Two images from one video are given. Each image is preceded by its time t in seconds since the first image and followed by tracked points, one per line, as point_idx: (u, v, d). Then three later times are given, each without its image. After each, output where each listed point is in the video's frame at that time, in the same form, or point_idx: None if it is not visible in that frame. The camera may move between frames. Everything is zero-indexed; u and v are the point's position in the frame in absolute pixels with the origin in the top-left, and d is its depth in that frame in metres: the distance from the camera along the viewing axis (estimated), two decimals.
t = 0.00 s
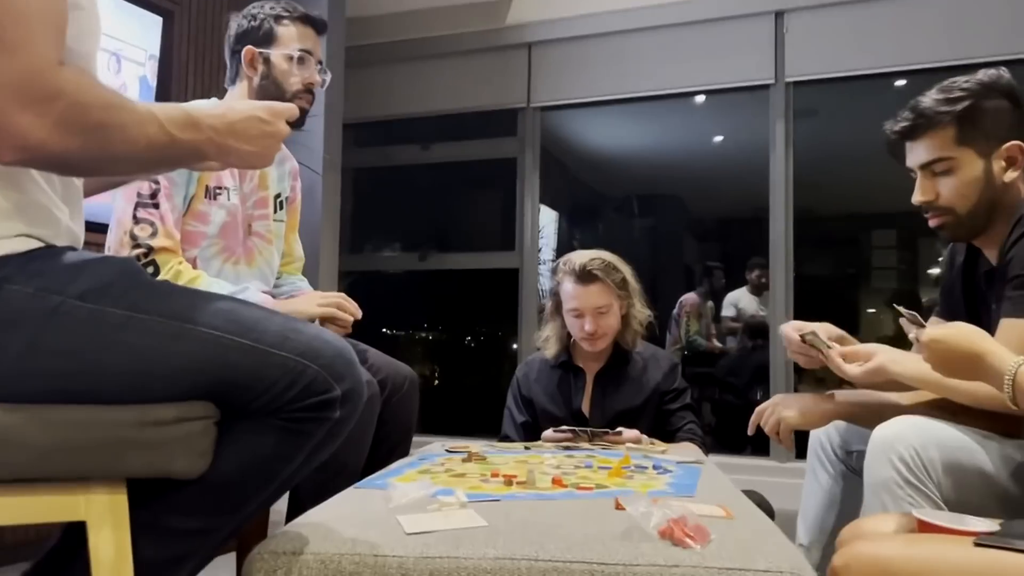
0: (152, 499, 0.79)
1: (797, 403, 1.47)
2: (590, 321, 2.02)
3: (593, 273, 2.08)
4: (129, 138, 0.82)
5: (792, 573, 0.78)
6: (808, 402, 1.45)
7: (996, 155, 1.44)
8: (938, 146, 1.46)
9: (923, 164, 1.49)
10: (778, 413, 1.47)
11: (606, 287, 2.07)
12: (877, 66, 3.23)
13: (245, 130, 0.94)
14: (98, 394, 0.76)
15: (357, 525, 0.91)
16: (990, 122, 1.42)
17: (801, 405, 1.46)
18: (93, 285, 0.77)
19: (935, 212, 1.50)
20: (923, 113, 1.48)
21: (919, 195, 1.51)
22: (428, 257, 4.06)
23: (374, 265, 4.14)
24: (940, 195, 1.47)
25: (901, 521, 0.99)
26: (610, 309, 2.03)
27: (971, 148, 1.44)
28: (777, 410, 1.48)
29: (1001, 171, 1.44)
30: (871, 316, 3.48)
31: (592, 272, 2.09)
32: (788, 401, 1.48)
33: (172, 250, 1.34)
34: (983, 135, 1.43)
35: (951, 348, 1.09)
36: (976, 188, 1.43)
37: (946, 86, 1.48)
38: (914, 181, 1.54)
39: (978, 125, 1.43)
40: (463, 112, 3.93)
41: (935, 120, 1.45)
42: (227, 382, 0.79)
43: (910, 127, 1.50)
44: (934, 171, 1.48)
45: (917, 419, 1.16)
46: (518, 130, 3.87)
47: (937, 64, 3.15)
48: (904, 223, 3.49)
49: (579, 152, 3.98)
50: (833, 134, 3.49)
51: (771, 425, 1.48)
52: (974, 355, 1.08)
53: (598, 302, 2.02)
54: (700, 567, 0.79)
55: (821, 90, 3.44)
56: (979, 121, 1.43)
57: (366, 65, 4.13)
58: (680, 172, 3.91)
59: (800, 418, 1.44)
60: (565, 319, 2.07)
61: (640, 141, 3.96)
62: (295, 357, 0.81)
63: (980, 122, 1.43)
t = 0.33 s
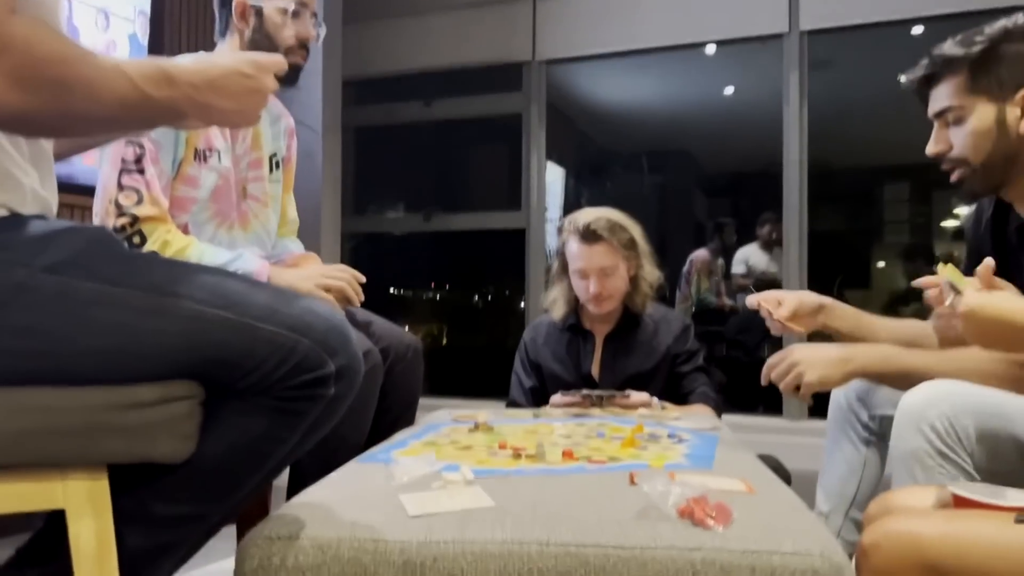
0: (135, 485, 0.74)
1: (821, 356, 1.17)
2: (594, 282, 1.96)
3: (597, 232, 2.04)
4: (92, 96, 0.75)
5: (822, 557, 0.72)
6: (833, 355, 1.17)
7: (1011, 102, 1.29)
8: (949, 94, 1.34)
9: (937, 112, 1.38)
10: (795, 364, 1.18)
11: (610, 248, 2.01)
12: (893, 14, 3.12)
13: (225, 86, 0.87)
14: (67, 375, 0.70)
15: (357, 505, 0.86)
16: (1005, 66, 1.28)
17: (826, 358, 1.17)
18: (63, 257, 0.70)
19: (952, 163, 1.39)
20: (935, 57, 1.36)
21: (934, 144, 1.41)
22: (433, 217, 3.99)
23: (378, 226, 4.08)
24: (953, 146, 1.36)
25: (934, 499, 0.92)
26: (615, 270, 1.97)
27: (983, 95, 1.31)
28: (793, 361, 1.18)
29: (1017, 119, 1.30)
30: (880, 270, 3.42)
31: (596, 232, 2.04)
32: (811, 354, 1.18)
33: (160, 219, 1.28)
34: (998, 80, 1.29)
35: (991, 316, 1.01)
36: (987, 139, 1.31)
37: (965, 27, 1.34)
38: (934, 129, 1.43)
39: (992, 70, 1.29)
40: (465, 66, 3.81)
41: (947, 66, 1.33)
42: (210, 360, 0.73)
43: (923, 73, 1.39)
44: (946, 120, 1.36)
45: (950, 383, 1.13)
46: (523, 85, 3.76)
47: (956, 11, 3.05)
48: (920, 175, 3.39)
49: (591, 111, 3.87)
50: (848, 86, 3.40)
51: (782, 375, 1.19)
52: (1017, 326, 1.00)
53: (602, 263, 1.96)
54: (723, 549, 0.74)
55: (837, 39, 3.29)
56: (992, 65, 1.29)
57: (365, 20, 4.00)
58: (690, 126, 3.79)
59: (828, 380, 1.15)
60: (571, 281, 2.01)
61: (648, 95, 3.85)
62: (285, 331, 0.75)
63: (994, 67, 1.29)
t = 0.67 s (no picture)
0: (97, 502, 0.71)
1: (839, 340, 1.12)
2: (592, 264, 1.90)
3: (594, 213, 1.98)
4: (38, 84, 0.69)
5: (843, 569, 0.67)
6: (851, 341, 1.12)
7: (1005, 80, 1.28)
8: (946, 77, 1.35)
9: (938, 94, 1.38)
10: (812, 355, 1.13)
11: (608, 228, 1.96)
12: None
13: (190, 69, 0.78)
14: (17, 392, 0.65)
15: (344, 516, 0.80)
16: (994, 43, 1.27)
17: (843, 343, 1.12)
18: (10, 261, 0.66)
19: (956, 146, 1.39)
20: (932, 41, 1.37)
21: (938, 128, 1.40)
22: (430, 196, 3.92)
23: (374, 207, 4.01)
24: (953, 128, 1.36)
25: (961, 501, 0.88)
26: (614, 251, 1.91)
27: (977, 75, 1.30)
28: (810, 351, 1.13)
29: (1011, 97, 1.28)
30: (882, 238, 3.34)
31: (592, 212, 1.98)
32: (829, 339, 1.13)
33: (136, 211, 1.21)
34: (989, 59, 1.28)
35: None
36: (982, 118, 1.30)
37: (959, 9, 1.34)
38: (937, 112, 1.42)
39: (983, 49, 1.28)
40: (457, 40, 3.70)
41: (941, 48, 1.34)
42: (175, 370, 0.69)
43: (923, 59, 1.40)
44: (946, 102, 1.36)
45: (975, 373, 1.06)
46: (519, 59, 3.66)
47: None
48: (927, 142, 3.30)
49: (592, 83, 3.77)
50: (853, 52, 3.31)
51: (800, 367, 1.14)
52: None
53: (600, 245, 1.91)
54: (734, 562, 0.68)
55: (840, 4, 3.25)
56: (983, 44, 1.28)
57: None
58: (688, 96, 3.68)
59: (846, 362, 1.10)
60: (569, 263, 1.96)
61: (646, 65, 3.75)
62: (255, 337, 0.72)
63: (985, 45, 1.28)
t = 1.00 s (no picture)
0: (86, 504, 0.70)
1: (859, 337, 1.26)
2: (593, 252, 1.88)
3: (593, 201, 1.96)
4: (17, 72, 0.66)
5: (853, 560, 0.65)
6: (870, 334, 1.25)
7: (982, 73, 1.22)
8: (922, 70, 1.29)
9: (914, 90, 1.32)
10: (835, 351, 1.28)
11: (608, 216, 1.94)
12: None
13: (175, 55, 0.75)
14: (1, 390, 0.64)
15: (341, 512, 0.78)
16: (971, 34, 1.22)
17: (860, 337, 1.26)
18: None
19: (934, 141, 1.32)
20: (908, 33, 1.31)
21: (914, 125, 1.34)
22: (429, 186, 3.86)
23: (372, 198, 3.97)
24: (929, 123, 1.30)
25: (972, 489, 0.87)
26: (614, 239, 1.89)
27: (953, 67, 1.25)
28: (834, 349, 1.28)
29: (991, 89, 1.22)
30: (882, 223, 3.34)
31: (591, 200, 1.96)
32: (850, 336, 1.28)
33: (127, 202, 1.20)
34: (964, 52, 1.23)
35: None
36: (959, 113, 1.25)
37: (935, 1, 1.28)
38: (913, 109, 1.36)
39: (960, 40, 1.23)
40: (455, 29, 3.67)
41: (917, 39, 1.29)
42: (162, 366, 0.68)
43: (898, 52, 1.34)
44: (922, 97, 1.30)
45: (982, 355, 1.05)
46: (517, 48, 3.61)
47: None
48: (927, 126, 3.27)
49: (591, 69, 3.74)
50: (856, 35, 3.27)
51: (829, 367, 1.29)
52: None
53: (600, 233, 1.88)
54: (742, 555, 0.66)
55: None
56: (960, 34, 1.23)
57: None
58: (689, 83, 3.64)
59: (865, 353, 1.24)
60: (569, 252, 1.94)
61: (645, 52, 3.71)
62: (244, 331, 0.71)
63: (962, 36, 1.23)
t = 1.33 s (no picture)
0: (84, 494, 0.71)
1: (861, 320, 1.28)
2: (594, 243, 1.87)
3: (593, 191, 1.96)
4: (11, 59, 0.66)
5: (851, 546, 0.65)
6: (871, 319, 1.27)
7: (934, 86, 1.32)
8: (880, 83, 1.38)
9: (872, 102, 1.41)
10: (838, 337, 1.31)
11: (608, 207, 1.94)
12: None
13: (170, 42, 0.75)
14: None
15: (340, 502, 0.78)
16: (922, 51, 1.32)
17: (861, 322, 1.28)
18: None
19: (891, 153, 1.41)
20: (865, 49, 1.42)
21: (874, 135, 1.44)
22: (429, 179, 3.88)
23: (374, 192, 3.98)
24: (886, 135, 1.39)
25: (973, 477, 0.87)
26: (615, 230, 1.89)
27: (907, 81, 1.34)
28: (836, 334, 1.31)
29: (942, 102, 1.31)
30: (883, 216, 3.31)
31: (592, 190, 1.96)
32: (852, 320, 1.30)
33: (125, 194, 1.19)
34: (917, 67, 1.33)
35: None
36: (913, 124, 1.33)
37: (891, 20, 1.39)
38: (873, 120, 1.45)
39: (914, 55, 1.33)
40: (454, 22, 3.66)
41: (875, 55, 1.39)
42: (159, 356, 0.68)
43: (856, 68, 1.44)
44: (879, 109, 1.40)
45: (979, 343, 1.03)
46: (517, 40, 3.60)
47: None
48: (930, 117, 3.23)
49: (590, 61, 3.72)
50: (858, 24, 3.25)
51: (832, 351, 1.32)
52: None
53: (601, 224, 1.88)
54: (741, 543, 0.66)
55: None
56: (914, 50, 1.33)
57: None
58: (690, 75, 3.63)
59: (866, 338, 1.26)
60: (570, 244, 1.94)
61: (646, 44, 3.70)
62: (240, 320, 0.71)
63: (916, 51, 1.33)
